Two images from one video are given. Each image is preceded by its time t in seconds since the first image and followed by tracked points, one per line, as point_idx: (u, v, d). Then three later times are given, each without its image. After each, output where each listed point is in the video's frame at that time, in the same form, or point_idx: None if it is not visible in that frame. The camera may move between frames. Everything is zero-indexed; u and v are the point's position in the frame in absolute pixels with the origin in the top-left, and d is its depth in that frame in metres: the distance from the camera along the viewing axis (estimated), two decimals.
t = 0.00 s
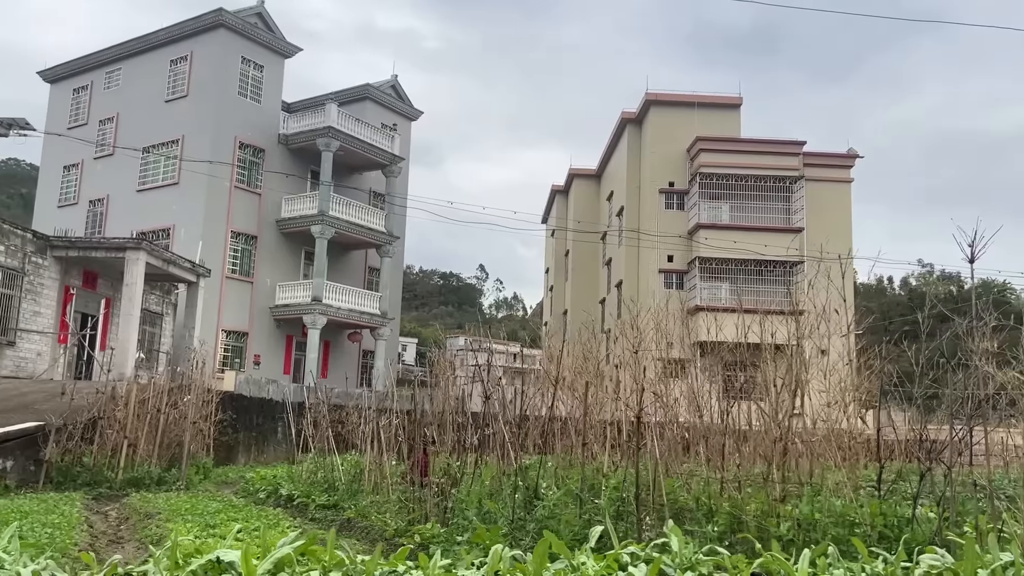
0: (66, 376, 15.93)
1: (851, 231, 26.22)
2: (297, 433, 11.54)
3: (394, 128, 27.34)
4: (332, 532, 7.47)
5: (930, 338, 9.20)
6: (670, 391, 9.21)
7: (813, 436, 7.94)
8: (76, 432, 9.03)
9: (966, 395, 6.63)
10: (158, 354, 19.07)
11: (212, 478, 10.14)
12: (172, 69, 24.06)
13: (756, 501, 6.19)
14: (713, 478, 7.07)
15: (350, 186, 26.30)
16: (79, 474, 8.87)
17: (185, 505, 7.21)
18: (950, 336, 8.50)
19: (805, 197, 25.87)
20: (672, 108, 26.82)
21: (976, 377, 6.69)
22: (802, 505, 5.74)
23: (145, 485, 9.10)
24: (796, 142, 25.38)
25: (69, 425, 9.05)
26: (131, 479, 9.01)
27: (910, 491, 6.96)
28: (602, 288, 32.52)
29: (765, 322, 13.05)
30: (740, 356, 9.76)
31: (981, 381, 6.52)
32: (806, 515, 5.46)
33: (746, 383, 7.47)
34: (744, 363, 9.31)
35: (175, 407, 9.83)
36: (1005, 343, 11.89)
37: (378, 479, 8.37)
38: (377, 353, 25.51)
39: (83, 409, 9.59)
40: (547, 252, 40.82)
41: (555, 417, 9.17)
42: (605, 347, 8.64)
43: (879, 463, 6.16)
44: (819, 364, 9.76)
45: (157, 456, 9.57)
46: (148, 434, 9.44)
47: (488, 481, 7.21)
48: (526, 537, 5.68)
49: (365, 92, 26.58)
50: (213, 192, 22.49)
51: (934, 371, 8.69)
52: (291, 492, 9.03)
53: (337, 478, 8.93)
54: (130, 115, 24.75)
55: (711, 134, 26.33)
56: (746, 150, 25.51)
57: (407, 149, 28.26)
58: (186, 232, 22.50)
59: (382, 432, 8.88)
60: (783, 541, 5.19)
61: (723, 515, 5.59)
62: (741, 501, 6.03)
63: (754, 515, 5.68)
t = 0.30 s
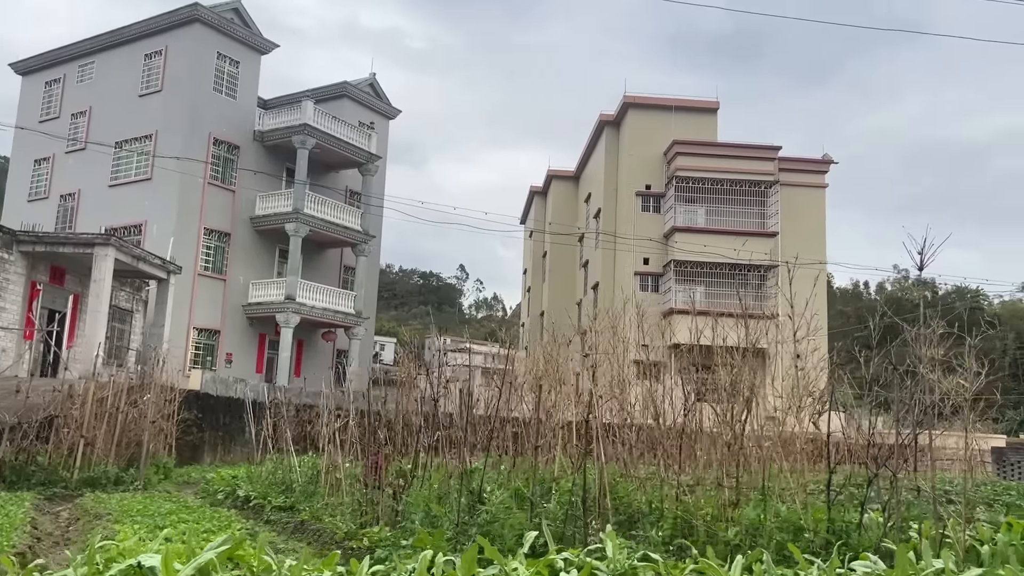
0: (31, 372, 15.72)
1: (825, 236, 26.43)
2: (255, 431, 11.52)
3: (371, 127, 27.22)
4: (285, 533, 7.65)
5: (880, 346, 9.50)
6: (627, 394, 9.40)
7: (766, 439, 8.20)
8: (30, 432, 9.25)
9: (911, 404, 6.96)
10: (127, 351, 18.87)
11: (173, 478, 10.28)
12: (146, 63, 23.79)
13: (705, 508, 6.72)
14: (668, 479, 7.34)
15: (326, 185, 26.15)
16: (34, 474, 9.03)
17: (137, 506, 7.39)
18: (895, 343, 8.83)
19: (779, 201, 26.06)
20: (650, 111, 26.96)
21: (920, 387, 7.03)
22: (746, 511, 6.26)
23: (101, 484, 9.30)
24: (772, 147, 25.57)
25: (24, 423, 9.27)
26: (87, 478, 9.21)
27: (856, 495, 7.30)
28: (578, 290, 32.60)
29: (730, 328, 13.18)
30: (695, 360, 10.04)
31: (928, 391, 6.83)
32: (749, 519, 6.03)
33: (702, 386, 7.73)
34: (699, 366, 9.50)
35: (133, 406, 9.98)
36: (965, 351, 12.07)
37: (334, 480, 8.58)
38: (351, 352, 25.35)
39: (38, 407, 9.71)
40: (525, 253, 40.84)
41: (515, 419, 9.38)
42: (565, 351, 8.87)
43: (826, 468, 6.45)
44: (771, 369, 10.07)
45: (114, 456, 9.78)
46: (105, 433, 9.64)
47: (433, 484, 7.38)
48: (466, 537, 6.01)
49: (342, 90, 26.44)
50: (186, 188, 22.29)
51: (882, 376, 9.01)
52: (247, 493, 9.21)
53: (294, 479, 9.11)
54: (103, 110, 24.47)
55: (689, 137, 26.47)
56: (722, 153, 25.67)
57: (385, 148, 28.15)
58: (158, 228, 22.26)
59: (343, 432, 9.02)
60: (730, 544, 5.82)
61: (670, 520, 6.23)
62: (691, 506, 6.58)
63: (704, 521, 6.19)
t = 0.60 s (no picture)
0: None
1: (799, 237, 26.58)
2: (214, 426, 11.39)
3: (349, 123, 27.05)
4: (241, 531, 7.69)
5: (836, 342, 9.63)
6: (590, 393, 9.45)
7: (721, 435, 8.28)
8: None
9: (862, 403, 7.09)
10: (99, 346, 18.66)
11: (135, 476, 10.24)
12: (121, 56, 23.52)
13: (659, 506, 6.82)
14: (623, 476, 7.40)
15: (303, 181, 25.97)
16: None
17: (88, 503, 7.45)
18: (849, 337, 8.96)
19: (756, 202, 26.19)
20: (629, 111, 27.01)
21: (870, 381, 7.11)
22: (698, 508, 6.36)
23: (58, 480, 9.21)
24: (748, 148, 25.68)
25: None
26: (43, 474, 9.13)
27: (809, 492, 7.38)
28: (557, 289, 32.66)
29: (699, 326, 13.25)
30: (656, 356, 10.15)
31: (879, 387, 6.89)
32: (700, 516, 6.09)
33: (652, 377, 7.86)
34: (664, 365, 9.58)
35: (94, 403, 9.94)
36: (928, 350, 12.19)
37: (295, 476, 8.59)
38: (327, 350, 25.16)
39: None
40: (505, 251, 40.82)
41: (478, 416, 9.41)
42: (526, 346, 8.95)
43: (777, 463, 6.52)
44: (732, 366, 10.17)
45: (73, 452, 9.71)
46: (63, 429, 9.56)
47: (386, 482, 7.37)
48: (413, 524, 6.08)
49: (320, 86, 26.25)
50: (160, 183, 22.08)
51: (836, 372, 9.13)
52: (206, 489, 9.20)
53: (252, 476, 9.20)
54: (76, 103, 24.19)
55: (667, 137, 26.56)
56: (699, 154, 25.78)
57: (363, 145, 27.99)
58: (131, 223, 22.02)
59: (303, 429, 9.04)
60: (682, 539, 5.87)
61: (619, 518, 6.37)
62: (645, 504, 6.68)
63: (658, 518, 6.33)
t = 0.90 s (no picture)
0: None
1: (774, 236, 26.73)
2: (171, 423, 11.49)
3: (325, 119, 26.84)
4: (190, 532, 7.69)
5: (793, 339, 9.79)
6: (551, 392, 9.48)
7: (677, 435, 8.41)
8: None
9: (814, 402, 7.16)
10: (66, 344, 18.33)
11: (92, 477, 10.19)
12: (91, 50, 23.18)
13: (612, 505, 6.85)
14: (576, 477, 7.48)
15: (277, 177, 25.75)
16: None
17: (34, 505, 7.54)
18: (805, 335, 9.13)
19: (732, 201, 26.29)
20: (606, 110, 27.03)
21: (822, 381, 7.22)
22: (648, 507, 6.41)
23: (9, 481, 9.15)
24: (724, 147, 25.79)
25: None
26: None
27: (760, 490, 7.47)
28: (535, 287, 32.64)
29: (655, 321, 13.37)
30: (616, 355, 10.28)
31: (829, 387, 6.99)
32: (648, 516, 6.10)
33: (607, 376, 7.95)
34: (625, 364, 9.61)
35: (49, 403, 9.92)
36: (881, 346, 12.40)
37: (249, 477, 8.57)
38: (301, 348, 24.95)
39: None
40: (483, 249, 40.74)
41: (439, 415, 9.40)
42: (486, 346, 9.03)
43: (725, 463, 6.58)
44: (688, 364, 10.34)
45: (27, 452, 9.67)
46: (17, 430, 9.48)
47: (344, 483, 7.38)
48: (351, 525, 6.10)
49: (295, 82, 26.03)
50: (131, 178, 21.76)
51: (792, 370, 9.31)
52: (160, 489, 9.15)
53: (206, 476, 9.17)
54: (45, 97, 23.83)
55: (643, 136, 26.61)
56: (675, 153, 25.85)
57: (339, 142, 27.79)
58: (101, 220, 21.73)
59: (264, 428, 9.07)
60: (633, 539, 5.85)
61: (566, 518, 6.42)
62: (599, 503, 6.71)
63: (610, 518, 6.40)
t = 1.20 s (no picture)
0: None
1: (749, 232, 26.88)
2: (129, 419, 11.51)
3: (299, 114, 26.63)
4: (140, 529, 7.69)
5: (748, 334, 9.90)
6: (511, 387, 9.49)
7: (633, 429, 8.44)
8: None
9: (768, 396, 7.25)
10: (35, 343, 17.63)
11: (51, 476, 10.08)
12: (60, 43, 22.83)
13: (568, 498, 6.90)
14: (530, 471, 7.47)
15: (251, 173, 25.52)
16: None
17: None
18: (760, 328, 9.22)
19: (707, 197, 26.40)
20: (582, 106, 27.06)
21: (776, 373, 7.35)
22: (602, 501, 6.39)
23: None
24: (699, 144, 25.86)
25: None
26: None
27: (713, 483, 7.50)
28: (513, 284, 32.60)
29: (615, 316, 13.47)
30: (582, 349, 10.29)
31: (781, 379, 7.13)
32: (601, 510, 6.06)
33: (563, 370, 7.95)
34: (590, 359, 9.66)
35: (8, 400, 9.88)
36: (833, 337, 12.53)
37: (207, 475, 8.60)
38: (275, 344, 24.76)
39: None
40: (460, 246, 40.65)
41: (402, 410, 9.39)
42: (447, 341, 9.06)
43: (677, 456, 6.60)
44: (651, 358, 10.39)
45: None
46: None
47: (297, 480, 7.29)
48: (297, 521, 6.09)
49: (269, 76, 25.81)
50: (100, 173, 21.47)
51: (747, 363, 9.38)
52: (115, 487, 9.10)
53: (162, 473, 9.15)
54: (13, 91, 23.48)
55: (618, 133, 26.67)
56: (651, 149, 25.92)
57: (313, 137, 27.59)
58: (70, 216, 21.43)
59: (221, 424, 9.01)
60: (583, 534, 5.82)
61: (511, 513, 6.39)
62: (554, 496, 6.66)
63: (564, 511, 6.40)
